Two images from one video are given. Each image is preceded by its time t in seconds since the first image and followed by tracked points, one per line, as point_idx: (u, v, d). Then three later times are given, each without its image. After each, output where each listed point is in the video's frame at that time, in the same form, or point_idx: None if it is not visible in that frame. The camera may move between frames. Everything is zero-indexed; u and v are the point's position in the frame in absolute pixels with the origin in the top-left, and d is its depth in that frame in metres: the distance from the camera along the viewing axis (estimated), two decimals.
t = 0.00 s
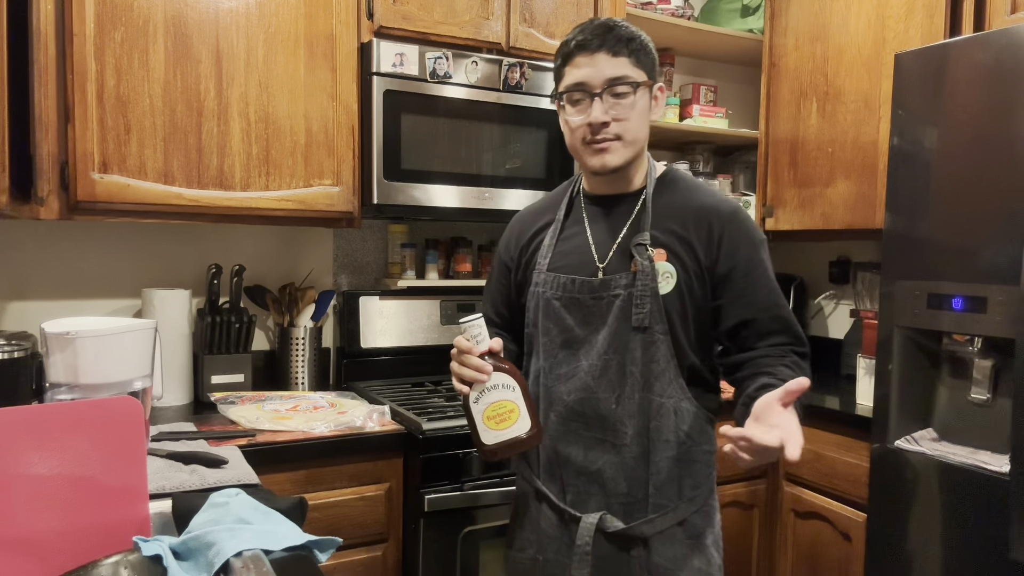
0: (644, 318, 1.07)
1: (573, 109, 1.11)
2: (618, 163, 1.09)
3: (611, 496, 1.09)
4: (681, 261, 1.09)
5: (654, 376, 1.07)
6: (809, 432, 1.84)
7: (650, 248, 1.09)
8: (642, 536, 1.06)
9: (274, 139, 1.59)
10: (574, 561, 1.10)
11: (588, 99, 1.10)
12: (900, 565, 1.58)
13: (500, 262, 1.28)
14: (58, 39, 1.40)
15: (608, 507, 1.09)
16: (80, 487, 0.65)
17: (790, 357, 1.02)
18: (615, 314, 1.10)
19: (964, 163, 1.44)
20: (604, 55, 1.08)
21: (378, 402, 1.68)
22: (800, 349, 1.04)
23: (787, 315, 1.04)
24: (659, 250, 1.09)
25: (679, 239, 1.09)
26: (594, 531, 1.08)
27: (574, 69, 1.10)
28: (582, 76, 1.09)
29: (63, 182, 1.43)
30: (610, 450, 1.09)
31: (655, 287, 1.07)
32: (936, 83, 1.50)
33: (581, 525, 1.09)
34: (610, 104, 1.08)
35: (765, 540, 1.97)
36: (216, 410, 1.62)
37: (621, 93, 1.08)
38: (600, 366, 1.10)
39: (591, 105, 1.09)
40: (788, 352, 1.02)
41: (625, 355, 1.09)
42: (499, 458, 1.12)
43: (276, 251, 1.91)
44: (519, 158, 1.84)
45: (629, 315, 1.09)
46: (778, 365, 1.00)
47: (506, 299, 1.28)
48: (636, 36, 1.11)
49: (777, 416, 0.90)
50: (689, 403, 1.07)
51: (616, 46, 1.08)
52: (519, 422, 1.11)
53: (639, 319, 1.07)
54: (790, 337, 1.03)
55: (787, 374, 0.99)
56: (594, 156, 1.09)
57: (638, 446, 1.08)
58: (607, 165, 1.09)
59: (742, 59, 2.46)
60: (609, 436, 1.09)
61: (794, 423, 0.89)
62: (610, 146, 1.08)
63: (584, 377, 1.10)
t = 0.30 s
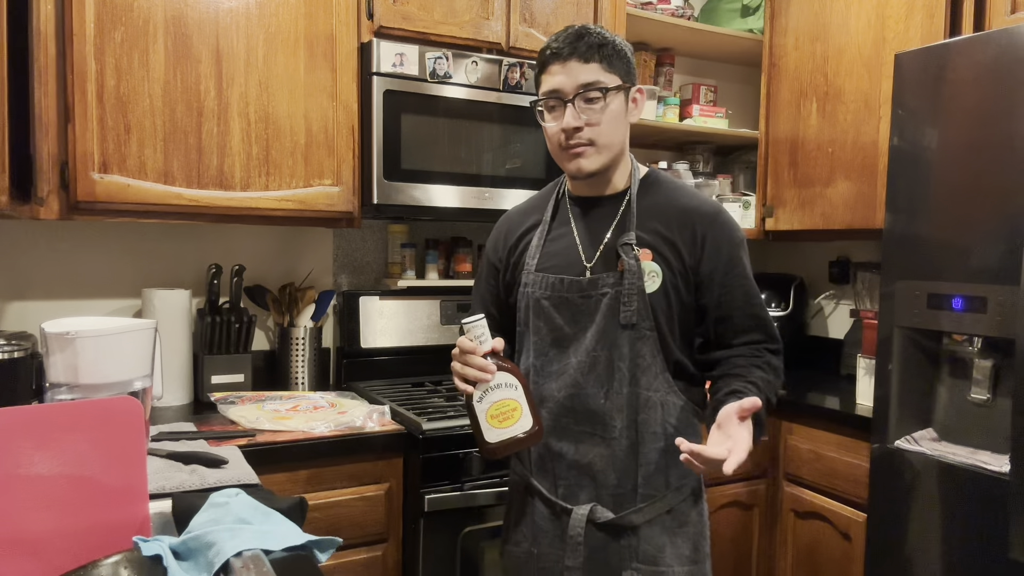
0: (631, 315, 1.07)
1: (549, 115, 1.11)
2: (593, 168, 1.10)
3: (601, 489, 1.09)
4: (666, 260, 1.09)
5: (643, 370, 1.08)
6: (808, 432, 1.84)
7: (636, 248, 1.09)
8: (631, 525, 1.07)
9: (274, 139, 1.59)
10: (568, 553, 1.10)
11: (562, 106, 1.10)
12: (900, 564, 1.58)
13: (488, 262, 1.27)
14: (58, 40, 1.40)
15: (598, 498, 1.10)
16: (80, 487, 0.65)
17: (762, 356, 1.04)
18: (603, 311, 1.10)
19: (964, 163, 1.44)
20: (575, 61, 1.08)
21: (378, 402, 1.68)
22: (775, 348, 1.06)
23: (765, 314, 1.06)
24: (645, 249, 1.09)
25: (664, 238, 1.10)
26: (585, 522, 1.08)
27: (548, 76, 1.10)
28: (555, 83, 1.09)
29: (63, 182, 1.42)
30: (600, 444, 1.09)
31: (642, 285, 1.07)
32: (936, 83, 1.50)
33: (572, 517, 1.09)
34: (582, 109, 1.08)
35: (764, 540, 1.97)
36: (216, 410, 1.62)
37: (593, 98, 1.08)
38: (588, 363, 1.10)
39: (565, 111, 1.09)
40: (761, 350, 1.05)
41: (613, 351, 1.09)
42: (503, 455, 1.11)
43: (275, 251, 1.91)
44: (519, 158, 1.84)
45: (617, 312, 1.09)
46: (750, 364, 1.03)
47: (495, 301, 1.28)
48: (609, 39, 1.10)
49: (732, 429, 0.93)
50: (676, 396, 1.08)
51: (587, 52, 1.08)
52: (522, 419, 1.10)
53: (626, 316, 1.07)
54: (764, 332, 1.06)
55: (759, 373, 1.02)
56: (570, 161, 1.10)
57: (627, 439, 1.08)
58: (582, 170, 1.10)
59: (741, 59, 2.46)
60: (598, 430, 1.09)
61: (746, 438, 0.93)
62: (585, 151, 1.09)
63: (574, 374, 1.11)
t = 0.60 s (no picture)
0: (622, 311, 1.07)
1: (570, 104, 1.10)
2: (610, 163, 1.10)
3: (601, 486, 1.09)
4: (658, 255, 1.09)
5: (636, 368, 1.07)
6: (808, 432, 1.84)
7: (628, 244, 1.09)
8: (631, 525, 1.07)
9: (274, 139, 1.59)
10: (568, 553, 1.10)
11: (586, 97, 1.09)
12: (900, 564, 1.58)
13: (491, 263, 1.29)
14: (58, 40, 1.40)
15: (598, 497, 1.10)
16: (80, 487, 0.65)
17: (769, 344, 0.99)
18: (596, 308, 1.10)
19: (965, 163, 1.44)
20: (604, 56, 1.09)
21: (378, 402, 1.68)
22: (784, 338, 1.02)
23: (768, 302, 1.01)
24: (637, 245, 1.09)
25: (657, 234, 1.09)
26: (585, 521, 1.08)
27: (573, 66, 1.09)
28: (582, 73, 1.08)
29: (63, 181, 1.42)
30: (597, 441, 1.09)
31: (633, 280, 1.07)
32: (936, 83, 1.50)
33: (572, 516, 1.09)
34: (608, 104, 1.08)
35: (765, 540, 1.97)
36: (216, 410, 1.62)
37: (619, 95, 1.09)
38: (583, 360, 1.10)
39: (590, 102, 1.08)
40: (768, 337, 1.00)
41: (607, 348, 1.09)
42: (489, 452, 1.14)
43: (276, 251, 1.91)
44: (519, 158, 1.84)
45: (610, 309, 1.09)
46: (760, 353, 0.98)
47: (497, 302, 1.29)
48: (633, 42, 1.13)
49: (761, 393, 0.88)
50: (674, 393, 1.07)
51: (615, 50, 1.09)
52: (507, 416, 1.13)
53: (617, 312, 1.07)
54: (769, 325, 1.01)
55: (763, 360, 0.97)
56: (588, 153, 1.09)
57: (624, 436, 1.08)
58: (600, 163, 1.09)
59: (741, 59, 2.46)
60: (595, 427, 1.09)
61: (777, 399, 0.87)
62: (605, 145, 1.09)
63: (569, 372, 1.11)
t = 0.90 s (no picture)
0: (635, 315, 1.06)
1: (592, 98, 1.10)
2: (630, 159, 1.08)
3: (601, 496, 1.08)
4: (676, 258, 1.07)
5: (643, 375, 1.06)
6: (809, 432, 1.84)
7: (646, 245, 1.08)
8: (629, 538, 1.05)
9: (274, 139, 1.59)
10: (564, 559, 1.09)
11: (609, 91, 1.09)
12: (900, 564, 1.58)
13: (511, 261, 1.29)
14: (58, 40, 1.40)
15: (597, 506, 1.09)
16: (81, 487, 0.65)
17: (778, 360, 0.99)
18: (608, 310, 1.09)
19: (965, 164, 1.44)
20: (629, 50, 1.08)
21: (378, 402, 1.68)
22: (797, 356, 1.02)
23: (786, 318, 1.02)
24: (655, 247, 1.08)
25: (676, 237, 1.08)
26: (582, 531, 1.08)
27: (598, 59, 1.09)
28: (605, 67, 1.08)
29: (63, 181, 1.43)
30: (601, 448, 1.09)
31: (647, 283, 1.06)
32: (936, 83, 1.50)
33: (570, 524, 1.08)
34: (630, 99, 1.07)
35: (765, 541, 1.97)
36: (216, 410, 1.62)
37: (642, 90, 1.08)
38: (593, 363, 1.10)
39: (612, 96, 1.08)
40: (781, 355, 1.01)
41: (616, 352, 1.08)
42: (490, 454, 1.16)
43: (276, 251, 1.91)
44: (519, 158, 1.84)
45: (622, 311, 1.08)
46: (765, 368, 0.99)
47: (515, 298, 1.29)
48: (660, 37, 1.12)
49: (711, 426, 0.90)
50: (686, 404, 1.05)
51: (641, 43, 1.09)
52: (509, 420, 1.14)
53: (629, 316, 1.06)
54: (782, 338, 1.02)
55: (773, 378, 0.97)
56: (608, 148, 1.08)
57: (629, 445, 1.07)
58: (619, 159, 1.08)
59: (741, 59, 2.46)
60: (600, 434, 1.09)
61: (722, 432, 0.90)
62: (625, 140, 1.07)
63: (577, 374, 1.11)
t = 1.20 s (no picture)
0: (650, 319, 1.04)
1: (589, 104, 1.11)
2: (627, 161, 1.08)
3: (602, 505, 1.08)
4: (697, 262, 1.05)
5: (652, 383, 1.04)
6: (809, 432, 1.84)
7: (667, 248, 1.06)
8: (627, 551, 1.04)
9: (274, 139, 1.59)
10: (560, 563, 1.11)
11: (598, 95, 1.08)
12: (899, 564, 1.58)
13: (538, 256, 1.30)
14: (58, 40, 1.40)
15: (597, 515, 1.08)
16: (81, 486, 0.65)
17: (812, 372, 0.95)
18: (623, 312, 1.08)
19: (964, 164, 1.44)
20: (611, 50, 1.06)
21: (378, 402, 1.68)
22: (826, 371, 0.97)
23: (819, 331, 0.97)
24: (676, 249, 1.06)
25: (700, 240, 1.05)
26: (580, 538, 1.08)
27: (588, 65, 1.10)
28: (592, 73, 1.08)
29: (64, 181, 1.43)
30: (604, 456, 1.08)
31: (664, 287, 1.04)
32: (936, 83, 1.50)
33: (568, 530, 1.09)
34: (615, 100, 1.06)
35: (764, 541, 1.97)
36: (216, 410, 1.62)
37: (627, 88, 1.06)
38: (603, 366, 1.09)
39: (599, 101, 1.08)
40: (811, 367, 0.96)
41: (626, 357, 1.07)
42: (505, 453, 1.14)
43: (276, 251, 1.91)
44: (519, 158, 1.84)
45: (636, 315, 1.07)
46: (797, 378, 0.95)
47: (539, 294, 1.30)
48: (652, 25, 1.07)
49: (736, 412, 0.82)
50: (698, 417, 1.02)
51: (625, 40, 1.06)
52: (526, 419, 1.12)
53: (644, 320, 1.05)
54: (808, 355, 0.97)
55: (803, 387, 0.93)
56: (606, 154, 1.10)
57: (632, 454, 1.06)
58: (616, 163, 1.09)
59: (742, 58, 2.46)
60: (604, 441, 1.08)
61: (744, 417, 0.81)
62: (619, 144, 1.08)
63: (587, 377, 1.10)
